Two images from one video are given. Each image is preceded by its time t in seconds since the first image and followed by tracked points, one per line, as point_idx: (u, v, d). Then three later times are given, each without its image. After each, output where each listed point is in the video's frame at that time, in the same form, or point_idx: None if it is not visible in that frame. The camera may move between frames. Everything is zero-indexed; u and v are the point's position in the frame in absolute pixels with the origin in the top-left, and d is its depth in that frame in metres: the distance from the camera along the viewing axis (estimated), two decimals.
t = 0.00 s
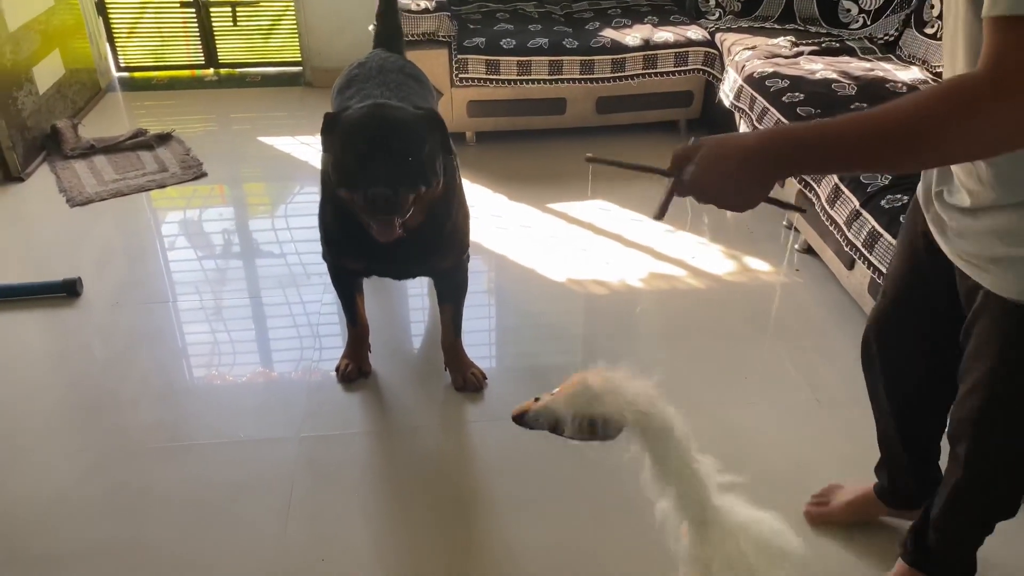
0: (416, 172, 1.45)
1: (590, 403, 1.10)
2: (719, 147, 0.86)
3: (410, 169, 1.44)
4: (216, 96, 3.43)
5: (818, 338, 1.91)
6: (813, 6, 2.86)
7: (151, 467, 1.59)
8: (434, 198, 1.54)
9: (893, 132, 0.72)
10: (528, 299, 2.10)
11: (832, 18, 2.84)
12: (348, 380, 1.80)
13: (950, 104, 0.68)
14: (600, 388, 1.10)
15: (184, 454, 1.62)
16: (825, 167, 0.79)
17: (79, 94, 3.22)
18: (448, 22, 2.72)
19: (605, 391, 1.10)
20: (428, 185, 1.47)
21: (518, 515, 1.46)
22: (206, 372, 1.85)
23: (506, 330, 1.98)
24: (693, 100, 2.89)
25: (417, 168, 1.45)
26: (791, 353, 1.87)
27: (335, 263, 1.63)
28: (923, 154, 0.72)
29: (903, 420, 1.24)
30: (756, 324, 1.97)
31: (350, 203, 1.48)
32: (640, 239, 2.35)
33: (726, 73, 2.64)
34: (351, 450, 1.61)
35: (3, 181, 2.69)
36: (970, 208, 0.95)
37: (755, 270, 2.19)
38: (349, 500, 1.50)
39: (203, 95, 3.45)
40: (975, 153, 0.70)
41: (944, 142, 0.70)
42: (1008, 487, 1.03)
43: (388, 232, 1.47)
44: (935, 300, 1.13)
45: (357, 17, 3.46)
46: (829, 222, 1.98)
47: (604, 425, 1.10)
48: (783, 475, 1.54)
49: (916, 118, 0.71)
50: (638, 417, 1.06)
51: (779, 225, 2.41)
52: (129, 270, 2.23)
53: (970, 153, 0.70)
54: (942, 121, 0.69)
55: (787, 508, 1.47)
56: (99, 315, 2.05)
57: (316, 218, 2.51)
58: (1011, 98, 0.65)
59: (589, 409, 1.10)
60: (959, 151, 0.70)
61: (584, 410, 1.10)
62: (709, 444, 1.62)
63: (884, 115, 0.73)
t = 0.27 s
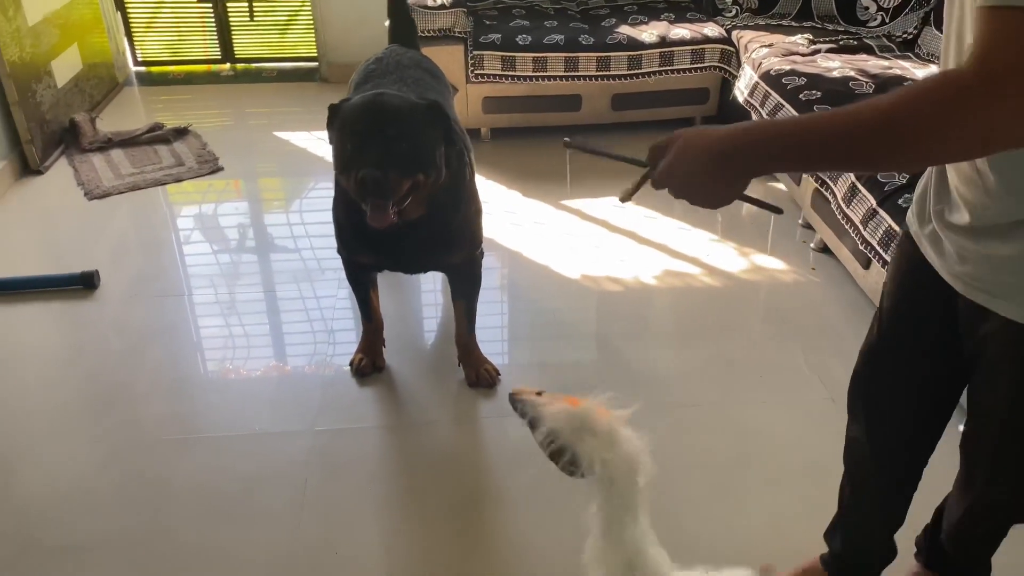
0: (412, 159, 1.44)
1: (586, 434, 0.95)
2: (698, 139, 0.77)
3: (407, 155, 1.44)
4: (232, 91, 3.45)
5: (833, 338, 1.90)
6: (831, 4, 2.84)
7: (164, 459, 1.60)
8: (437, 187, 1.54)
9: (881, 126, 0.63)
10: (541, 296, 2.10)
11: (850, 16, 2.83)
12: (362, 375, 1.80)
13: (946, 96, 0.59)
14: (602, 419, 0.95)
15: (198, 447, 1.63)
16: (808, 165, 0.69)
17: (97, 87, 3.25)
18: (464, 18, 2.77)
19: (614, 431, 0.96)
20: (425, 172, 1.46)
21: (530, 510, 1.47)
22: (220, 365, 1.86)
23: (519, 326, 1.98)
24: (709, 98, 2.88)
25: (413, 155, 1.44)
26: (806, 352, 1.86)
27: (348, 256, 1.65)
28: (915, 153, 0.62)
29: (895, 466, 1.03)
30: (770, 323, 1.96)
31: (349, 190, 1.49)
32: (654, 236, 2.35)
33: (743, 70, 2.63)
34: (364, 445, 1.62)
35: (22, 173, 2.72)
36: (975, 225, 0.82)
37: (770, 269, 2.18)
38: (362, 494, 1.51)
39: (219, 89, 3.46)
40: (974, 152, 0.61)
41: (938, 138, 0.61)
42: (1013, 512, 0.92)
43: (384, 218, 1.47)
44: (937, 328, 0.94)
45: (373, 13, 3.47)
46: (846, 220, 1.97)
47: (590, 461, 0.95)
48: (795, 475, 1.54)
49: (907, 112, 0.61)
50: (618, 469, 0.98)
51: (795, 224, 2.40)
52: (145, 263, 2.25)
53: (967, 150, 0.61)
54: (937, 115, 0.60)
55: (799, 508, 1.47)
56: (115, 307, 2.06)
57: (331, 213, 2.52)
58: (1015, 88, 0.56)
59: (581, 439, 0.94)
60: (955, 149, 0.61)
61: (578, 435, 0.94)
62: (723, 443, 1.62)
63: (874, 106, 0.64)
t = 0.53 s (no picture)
0: (420, 150, 1.45)
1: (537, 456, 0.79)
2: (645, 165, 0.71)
3: (416, 147, 1.45)
4: (252, 86, 3.46)
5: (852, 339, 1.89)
6: (853, 3, 2.82)
7: (183, 452, 1.61)
8: (448, 180, 1.54)
9: (841, 126, 0.57)
10: (559, 294, 2.10)
11: (872, 15, 2.80)
12: (379, 370, 1.81)
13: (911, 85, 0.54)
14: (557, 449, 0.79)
15: (215, 439, 1.64)
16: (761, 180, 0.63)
17: (119, 81, 3.27)
18: (483, 15, 2.81)
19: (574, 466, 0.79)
20: (433, 165, 1.47)
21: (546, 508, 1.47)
22: (238, 359, 1.87)
23: (536, 324, 1.98)
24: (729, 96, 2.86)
25: (421, 147, 1.45)
26: (824, 353, 1.85)
27: (366, 251, 1.66)
28: (878, 154, 0.57)
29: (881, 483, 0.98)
30: (788, 324, 1.95)
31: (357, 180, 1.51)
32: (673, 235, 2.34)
33: (764, 69, 2.62)
34: (381, 440, 1.62)
35: (44, 166, 2.74)
36: (963, 239, 0.75)
37: (790, 269, 2.17)
38: (378, 489, 1.51)
39: (239, 84, 3.48)
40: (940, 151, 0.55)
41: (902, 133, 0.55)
42: (1010, 537, 0.85)
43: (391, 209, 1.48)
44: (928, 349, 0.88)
45: (393, 9, 3.47)
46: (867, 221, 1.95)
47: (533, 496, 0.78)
48: (813, 477, 1.53)
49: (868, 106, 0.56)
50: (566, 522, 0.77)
51: (814, 224, 2.39)
52: (165, 257, 2.26)
53: (933, 150, 0.55)
54: (902, 106, 0.54)
55: (816, 509, 1.46)
56: (135, 301, 2.08)
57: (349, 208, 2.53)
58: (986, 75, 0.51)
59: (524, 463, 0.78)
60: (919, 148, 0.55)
61: (524, 457, 0.79)
62: (740, 443, 1.61)
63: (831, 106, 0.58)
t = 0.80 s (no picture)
0: (435, 143, 1.45)
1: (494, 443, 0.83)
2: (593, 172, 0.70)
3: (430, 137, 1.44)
4: (275, 81, 3.48)
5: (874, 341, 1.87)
6: (880, 2, 2.79)
7: (202, 444, 1.62)
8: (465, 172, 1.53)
9: (791, 129, 0.56)
10: (579, 291, 2.09)
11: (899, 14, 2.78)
12: (398, 365, 1.81)
13: (861, 88, 0.53)
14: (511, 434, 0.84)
15: (234, 431, 1.65)
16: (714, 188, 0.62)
17: (143, 75, 3.30)
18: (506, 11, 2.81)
19: (536, 465, 0.83)
20: (448, 158, 1.46)
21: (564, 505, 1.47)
22: (257, 352, 1.88)
23: (555, 321, 1.97)
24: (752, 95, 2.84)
25: (437, 139, 1.45)
26: (846, 355, 1.84)
27: (385, 245, 1.67)
28: (832, 156, 0.56)
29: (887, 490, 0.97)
30: (810, 325, 1.94)
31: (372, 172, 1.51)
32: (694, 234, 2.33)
33: (788, 68, 2.60)
34: (399, 435, 1.63)
35: (69, 158, 2.77)
36: (953, 247, 0.72)
37: (811, 269, 2.15)
38: (396, 483, 1.52)
39: (262, 79, 3.50)
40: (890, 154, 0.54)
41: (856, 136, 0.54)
42: None
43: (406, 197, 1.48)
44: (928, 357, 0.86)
45: (415, 5, 3.47)
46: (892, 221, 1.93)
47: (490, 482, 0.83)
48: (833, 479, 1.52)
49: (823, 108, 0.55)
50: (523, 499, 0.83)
51: (837, 225, 2.37)
52: (187, 250, 2.28)
53: (868, 159, 0.55)
54: (837, 116, 0.54)
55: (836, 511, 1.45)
56: (157, 293, 2.09)
57: (369, 204, 2.53)
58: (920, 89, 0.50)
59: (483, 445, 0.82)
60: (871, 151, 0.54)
61: (482, 441, 0.82)
62: (759, 444, 1.60)
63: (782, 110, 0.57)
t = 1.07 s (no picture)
0: (453, 139, 1.45)
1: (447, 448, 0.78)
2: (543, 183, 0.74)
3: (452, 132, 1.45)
4: (297, 76, 3.50)
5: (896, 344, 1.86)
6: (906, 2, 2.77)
7: (222, 437, 1.63)
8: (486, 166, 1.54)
9: (711, 163, 0.60)
10: (597, 289, 2.09)
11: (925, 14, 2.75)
12: (416, 361, 1.82)
13: (772, 130, 0.56)
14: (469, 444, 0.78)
15: (253, 424, 1.67)
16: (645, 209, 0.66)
17: (167, 70, 3.33)
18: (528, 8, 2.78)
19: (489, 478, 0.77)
20: (465, 154, 1.46)
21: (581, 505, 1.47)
22: (276, 346, 1.90)
23: (573, 319, 1.97)
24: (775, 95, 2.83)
25: (455, 135, 1.45)
26: (867, 357, 1.82)
27: (404, 241, 1.68)
28: (748, 192, 0.59)
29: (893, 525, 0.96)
30: (830, 327, 1.92)
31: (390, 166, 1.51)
32: (714, 234, 2.32)
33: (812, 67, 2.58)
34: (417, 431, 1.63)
35: (94, 151, 2.80)
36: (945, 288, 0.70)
37: (833, 271, 2.14)
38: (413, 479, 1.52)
39: (284, 75, 3.51)
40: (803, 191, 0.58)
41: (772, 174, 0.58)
42: None
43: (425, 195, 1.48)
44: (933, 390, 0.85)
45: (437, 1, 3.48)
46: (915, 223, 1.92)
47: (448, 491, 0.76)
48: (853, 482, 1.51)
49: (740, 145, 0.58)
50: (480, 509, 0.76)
51: (859, 226, 2.35)
52: (209, 243, 2.30)
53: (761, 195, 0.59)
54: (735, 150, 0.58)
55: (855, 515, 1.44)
56: (178, 287, 2.11)
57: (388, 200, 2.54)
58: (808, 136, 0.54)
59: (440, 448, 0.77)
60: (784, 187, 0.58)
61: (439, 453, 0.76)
62: (778, 446, 1.59)
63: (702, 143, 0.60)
